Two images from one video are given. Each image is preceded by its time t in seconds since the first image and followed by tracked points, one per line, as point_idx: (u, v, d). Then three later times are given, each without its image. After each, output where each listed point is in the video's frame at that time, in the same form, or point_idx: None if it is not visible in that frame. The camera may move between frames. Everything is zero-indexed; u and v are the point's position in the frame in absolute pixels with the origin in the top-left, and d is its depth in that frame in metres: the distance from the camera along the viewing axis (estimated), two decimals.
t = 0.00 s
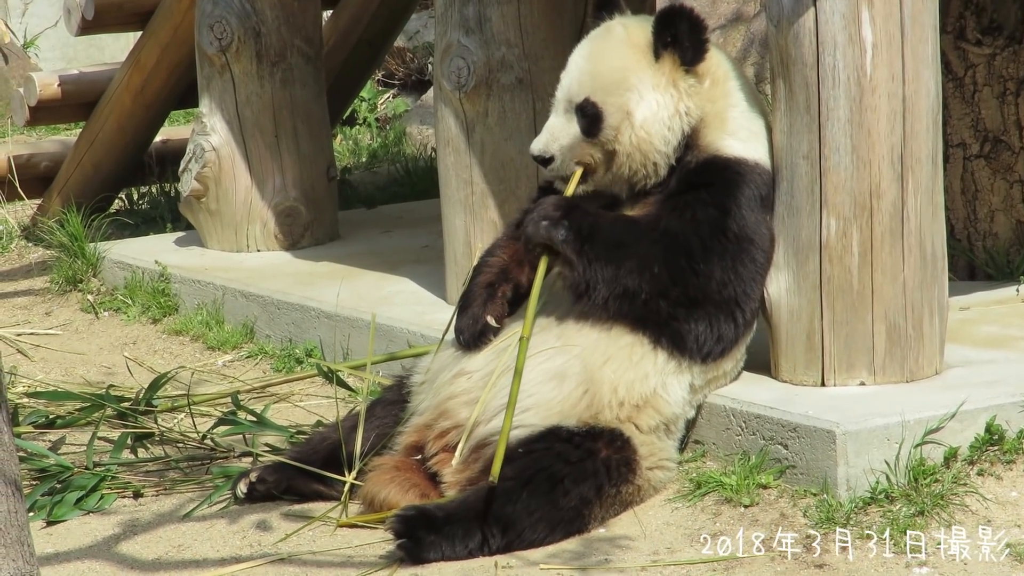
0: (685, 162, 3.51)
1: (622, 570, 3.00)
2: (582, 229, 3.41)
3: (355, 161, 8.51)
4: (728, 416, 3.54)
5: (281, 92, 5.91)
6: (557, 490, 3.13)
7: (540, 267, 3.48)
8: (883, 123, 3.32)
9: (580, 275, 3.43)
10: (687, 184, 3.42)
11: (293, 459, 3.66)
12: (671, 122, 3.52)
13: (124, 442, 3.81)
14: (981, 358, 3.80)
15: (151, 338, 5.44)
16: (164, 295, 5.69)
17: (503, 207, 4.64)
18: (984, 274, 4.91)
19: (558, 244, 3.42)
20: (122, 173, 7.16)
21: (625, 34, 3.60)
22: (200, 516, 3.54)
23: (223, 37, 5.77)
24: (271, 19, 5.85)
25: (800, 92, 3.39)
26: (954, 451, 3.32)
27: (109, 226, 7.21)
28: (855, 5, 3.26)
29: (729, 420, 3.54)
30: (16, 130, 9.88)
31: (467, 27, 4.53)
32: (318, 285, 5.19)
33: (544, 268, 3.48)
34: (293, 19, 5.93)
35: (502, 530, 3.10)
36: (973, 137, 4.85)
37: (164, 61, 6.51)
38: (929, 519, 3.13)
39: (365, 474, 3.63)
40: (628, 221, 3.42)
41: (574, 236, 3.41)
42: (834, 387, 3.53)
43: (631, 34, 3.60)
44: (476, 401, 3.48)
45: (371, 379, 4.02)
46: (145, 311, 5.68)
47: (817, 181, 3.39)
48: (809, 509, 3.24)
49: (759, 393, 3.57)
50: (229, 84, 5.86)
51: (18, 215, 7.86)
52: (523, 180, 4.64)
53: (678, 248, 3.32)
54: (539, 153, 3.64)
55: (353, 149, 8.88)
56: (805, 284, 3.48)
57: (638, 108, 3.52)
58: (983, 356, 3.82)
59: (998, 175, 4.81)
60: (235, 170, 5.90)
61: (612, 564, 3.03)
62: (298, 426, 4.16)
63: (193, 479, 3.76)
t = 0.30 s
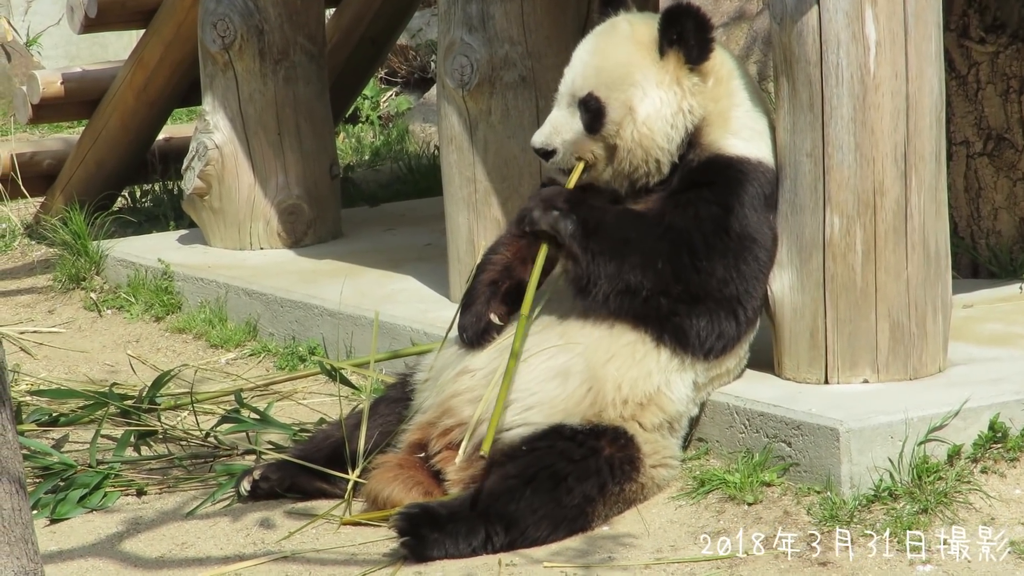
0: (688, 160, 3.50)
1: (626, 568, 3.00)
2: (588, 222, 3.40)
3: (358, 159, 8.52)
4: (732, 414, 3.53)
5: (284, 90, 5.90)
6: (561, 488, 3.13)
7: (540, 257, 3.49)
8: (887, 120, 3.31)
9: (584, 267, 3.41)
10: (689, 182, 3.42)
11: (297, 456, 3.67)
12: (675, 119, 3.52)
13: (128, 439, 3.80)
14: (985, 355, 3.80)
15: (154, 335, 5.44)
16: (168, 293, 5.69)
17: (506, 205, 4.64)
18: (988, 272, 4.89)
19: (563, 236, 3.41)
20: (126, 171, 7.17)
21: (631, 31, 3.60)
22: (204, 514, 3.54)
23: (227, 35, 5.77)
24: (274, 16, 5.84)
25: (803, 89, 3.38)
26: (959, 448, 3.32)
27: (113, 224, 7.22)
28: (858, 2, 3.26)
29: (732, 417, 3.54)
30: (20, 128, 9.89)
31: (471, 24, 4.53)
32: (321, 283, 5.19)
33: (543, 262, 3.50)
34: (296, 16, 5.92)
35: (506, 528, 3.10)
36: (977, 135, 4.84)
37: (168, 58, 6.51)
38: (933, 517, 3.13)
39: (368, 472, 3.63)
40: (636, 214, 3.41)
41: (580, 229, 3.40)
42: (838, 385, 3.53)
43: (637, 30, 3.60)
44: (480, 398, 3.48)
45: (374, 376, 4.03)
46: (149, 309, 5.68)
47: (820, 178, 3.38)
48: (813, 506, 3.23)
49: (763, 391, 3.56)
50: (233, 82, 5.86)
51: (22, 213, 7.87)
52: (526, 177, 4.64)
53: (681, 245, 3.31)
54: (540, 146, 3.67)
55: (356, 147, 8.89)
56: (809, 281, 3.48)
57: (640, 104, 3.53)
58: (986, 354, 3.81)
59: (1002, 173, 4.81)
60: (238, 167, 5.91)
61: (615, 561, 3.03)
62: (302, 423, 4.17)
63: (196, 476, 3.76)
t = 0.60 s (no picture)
0: (690, 159, 3.50)
1: (631, 566, 2.99)
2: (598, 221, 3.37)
3: (361, 157, 8.52)
4: (736, 412, 3.53)
5: (288, 89, 5.91)
6: (565, 486, 3.13)
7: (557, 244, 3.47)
8: (891, 118, 3.31)
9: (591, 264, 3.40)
10: (693, 183, 3.42)
11: (302, 455, 3.67)
12: (674, 121, 3.52)
13: (133, 439, 3.80)
14: (989, 353, 3.79)
15: (159, 335, 5.44)
16: (172, 292, 5.69)
17: (511, 203, 4.63)
18: (992, 269, 4.88)
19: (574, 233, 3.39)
20: (130, 171, 7.17)
21: (631, 31, 3.60)
22: (209, 513, 3.54)
23: (230, 34, 5.77)
24: (278, 15, 5.84)
25: (807, 87, 3.38)
26: (964, 446, 3.31)
27: (117, 223, 7.23)
28: None
29: (737, 415, 3.53)
30: (24, 127, 9.90)
31: (475, 23, 4.52)
32: (325, 282, 5.19)
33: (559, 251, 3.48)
34: (300, 15, 5.91)
35: (511, 526, 3.10)
36: (981, 132, 4.84)
37: (172, 57, 6.51)
38: (938, 515, 3.12)
39: (373, 471, 3.63)
40: (643, 214, 3.39)
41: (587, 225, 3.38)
42: (843, 383, 3.52)
43: (636, 30, 3.60)
44: (484, 397, 3.47)
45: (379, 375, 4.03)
46: (153, 308, 5.69)
47: (825, 176, 3.38)
48: (818, 504, 3.23)
49: (768, 389, 3.56)
50: (237, 81, 5.86)
51: (26, 212, 7.88)
52: (530, 175, 4.63)
53: (688, 246, 3.31)
54: (540, 149, 3.72)
55: (360, 145, 8.90)
56: (813, 280, 3.47)
57: (638, 107, 3.53)
58: (990, 351, 3.81)
59: (1006, 170, 4.80)
60: (243, 167, 5.91)
61: (620, 560, 3.03)
62: (307, 422, 4.17)
63: (201, 475, 3.76)
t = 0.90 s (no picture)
0: (689, 158, 3.48)
1: (632, 564, 3.00)
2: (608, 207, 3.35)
3: (363, 155, 8.51)
4: (738, 411, 3.53)
5: (290, 86, 5.91)
6: (567, 485, 3.14)
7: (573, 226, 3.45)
8: (894, 117, 3.30)
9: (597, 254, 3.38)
10: (693, 180, 3.40)
11: (304, 453, 3.67)
12: (670, 120, 3.53)
13: (134, 435, 3.81)
14: (991, 352, 3.79)
15: (160, 332, 5.45)
16: (174, 289, 5.69)
17: (513, 201, 4.63)
18: (994, 268, 4.88)
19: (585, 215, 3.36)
20: (132, 167, 7.17)
21: (632, 30, 3.60)
22: (210, 510, 3.55)
23: (232, 31, 5.76)
24: (281, 12, 5.85)
25: (810, 86, 3.37)
26: (965, 445, 3.31)
27: (119, 220, 7.23)
28: None
29: (739, 414, 3.53)
30: (26, 124, 9.91)
31: (477, 20, 4.52)
32: (327, 279, 5.19)
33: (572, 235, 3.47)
34: (302, 12, 5.92)
35: (512, 524, 3.10)
36: (983, 131, 4.83)
37: (174, 54, 6.51)
38: (939, 514, 3.12)
39: (375, 468, 3.64)
40: (651, 206, 3.37)
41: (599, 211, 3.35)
42: (845, 382, 3.52)
43: (637, 28, 3.61)
44: (486, 395, 3.48)
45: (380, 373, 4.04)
46: (155, 305, 5.69)
47: (827, 175, 3.38)
48: (819, 503, 3.23)
49: (769, 387, 3.56)
50: (239, 78, 5.87)
51: (28, 209, 7.88)
52: (532, 172, 4.63)
53: (695, 240, 3.30)
54: (541, 141, 3.71)
55: (362, 143, 8.89)
56: (815, 278, 3.47)
57: (636, 106, 3.54)
58: (992, 351, 3.81)
59: (1008, 169, 4.80)
60: (245, 164, 5.91)
61: (621, 558, 3.03)
62: (308, 419, 4.17)
63: (203, 473, 3.77)
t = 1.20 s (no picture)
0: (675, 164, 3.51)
1: (630, 563, 3.00)
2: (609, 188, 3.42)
3: (363, 153, 8.51)
4: (736, 410, 3.53)
5: (289, 84, 5.91)
6: (565, 483, 3.14)
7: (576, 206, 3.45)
8: (893, 117, 3.30)
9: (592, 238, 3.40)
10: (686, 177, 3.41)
11: (301, 451, 3.67)
12: (658, 133, 3.58)
13: (132, 433, 3.81)
14: (989, 352, 3.79)
15: (159, 329, 5.45)
16: (173, 287, 5.69)
17: (512, 199, 4.63)
18: (993, 268, 4.88)
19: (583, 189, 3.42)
20: (132, 164, 7.17)
21: (628, 37, 3.64)
22: (208, 508, 3.54)
23: (232, 29, 5.76)
24: (281, 10, 5.84)
25: (809, 85, 3.37)
26: (963, 445, 3.31)
27: (118, 217, 7.23)
28: None
29: (737, 413, 3.53)
30: (26, 121, 9.90)
31: (477, 19, 4.52)
32: (326, 277, 5.19)
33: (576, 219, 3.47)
34: (302, 10, 5.91)
35: (510, 523, 3.10)
36: (982, 131, 4.83)
37: (175, 51, 6.50)
38: (937, 514, 3.12)
39: (372, 467, 3.64)
40: (649, 193, 3.43)
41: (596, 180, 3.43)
42: (843, 381, 3.52)
43: (632, 35, 3.64)
44: (484, 393, 3.48)
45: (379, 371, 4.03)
46: (154, 302, 5.69)
47: (826, 174, 3.37)
48: (817, 502, 3.23)
49: (767, 387, 3.56)
50: (239, 76, 5.86)
51: (28, 206, 7.88)
52: (532, 171, 4.63)
53: (692, 230, 3.32)
54: (535, 145, 3.78)
55: (362, 141, 8.89)
56: (814, 278, 3.47)
57: (625, 120, 3.60)
58: (991, 351, 3.81)
59: (1007, 170, 4.80)
60: (244, 162, 5.91)
61: (619, 557, 3.03)
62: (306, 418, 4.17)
63: (200, 471, 3.77)
